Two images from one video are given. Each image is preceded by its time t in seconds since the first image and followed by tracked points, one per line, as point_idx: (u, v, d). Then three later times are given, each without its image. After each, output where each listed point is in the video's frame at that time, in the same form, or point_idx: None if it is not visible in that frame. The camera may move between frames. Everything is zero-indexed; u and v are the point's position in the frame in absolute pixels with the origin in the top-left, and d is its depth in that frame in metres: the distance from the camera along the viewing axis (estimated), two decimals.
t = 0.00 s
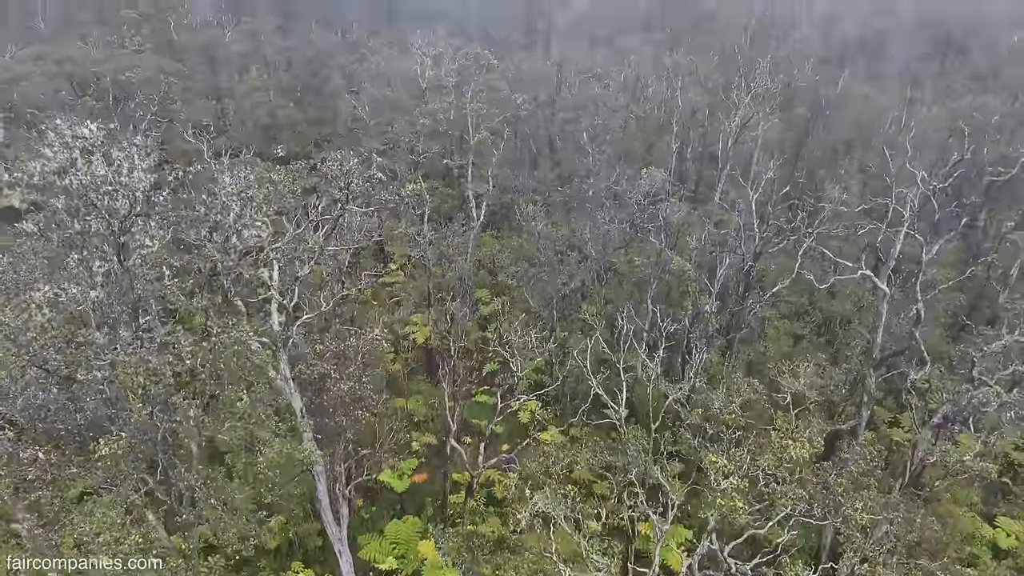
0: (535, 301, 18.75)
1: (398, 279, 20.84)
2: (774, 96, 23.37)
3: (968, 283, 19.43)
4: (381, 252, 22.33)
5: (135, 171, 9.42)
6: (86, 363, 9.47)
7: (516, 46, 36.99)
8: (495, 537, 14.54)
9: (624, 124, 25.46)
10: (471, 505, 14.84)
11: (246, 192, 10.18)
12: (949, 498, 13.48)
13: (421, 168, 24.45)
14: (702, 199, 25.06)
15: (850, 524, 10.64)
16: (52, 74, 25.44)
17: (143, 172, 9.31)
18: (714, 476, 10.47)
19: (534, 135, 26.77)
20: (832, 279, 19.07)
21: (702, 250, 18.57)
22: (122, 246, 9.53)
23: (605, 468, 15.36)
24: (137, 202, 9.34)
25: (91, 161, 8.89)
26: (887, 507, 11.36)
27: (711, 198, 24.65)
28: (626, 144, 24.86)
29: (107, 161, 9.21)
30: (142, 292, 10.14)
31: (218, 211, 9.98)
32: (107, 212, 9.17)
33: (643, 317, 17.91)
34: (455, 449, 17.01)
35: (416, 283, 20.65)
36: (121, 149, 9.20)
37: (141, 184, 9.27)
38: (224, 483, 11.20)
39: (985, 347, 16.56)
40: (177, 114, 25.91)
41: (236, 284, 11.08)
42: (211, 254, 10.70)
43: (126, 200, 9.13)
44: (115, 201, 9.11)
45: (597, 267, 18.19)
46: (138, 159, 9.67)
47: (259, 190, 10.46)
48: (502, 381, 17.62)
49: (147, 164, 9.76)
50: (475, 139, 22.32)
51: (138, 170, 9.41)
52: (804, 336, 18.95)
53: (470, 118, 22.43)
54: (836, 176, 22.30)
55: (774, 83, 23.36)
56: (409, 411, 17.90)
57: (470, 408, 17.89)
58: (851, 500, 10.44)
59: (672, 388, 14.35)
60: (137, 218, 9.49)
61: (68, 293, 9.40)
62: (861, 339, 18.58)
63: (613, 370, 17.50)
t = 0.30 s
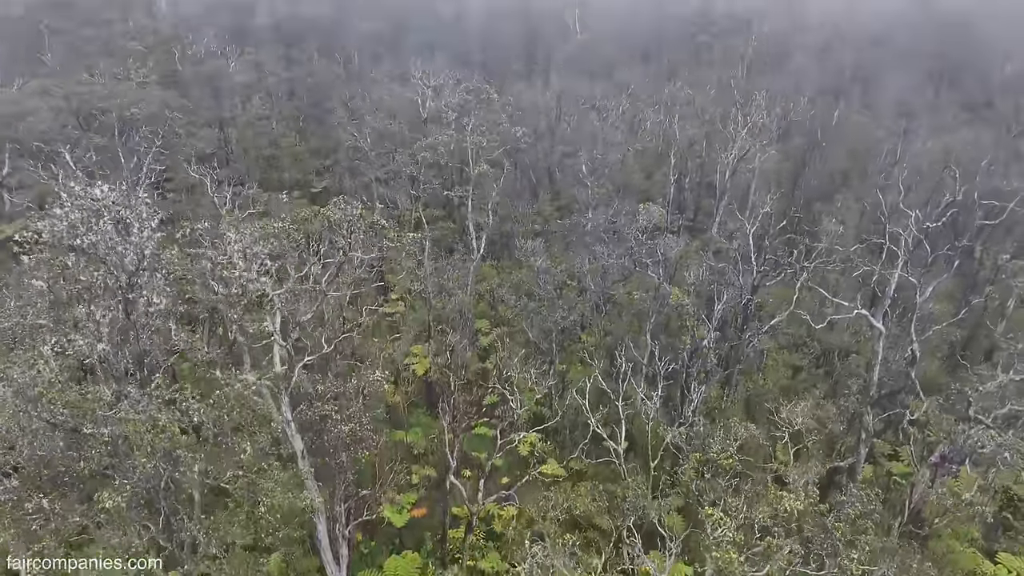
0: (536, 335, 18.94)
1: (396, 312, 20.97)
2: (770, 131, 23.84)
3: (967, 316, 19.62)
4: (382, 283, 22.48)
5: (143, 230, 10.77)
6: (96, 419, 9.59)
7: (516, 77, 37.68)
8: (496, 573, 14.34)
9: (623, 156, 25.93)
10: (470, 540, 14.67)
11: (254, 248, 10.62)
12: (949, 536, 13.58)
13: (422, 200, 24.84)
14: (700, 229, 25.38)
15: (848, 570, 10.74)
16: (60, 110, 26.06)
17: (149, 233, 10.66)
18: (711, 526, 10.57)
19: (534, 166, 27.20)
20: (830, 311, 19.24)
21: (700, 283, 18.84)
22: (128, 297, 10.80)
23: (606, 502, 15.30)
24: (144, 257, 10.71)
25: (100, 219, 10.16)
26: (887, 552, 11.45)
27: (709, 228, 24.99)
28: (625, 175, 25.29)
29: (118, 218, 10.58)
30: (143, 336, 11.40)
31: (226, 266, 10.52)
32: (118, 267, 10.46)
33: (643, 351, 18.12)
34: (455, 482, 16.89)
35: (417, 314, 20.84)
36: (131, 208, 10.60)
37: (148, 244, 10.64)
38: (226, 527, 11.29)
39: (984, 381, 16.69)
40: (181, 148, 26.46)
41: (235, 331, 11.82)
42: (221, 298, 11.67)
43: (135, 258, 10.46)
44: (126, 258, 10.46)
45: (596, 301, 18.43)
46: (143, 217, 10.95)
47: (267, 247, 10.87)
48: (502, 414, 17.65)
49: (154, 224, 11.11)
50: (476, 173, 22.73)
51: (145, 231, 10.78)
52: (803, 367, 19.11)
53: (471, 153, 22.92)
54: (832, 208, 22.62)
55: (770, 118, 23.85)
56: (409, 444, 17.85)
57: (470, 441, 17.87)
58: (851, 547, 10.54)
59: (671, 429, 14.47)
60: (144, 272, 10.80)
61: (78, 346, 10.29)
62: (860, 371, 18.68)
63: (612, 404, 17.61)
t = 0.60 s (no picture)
0: (535, 368, 19.07)
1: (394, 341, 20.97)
2: (766, 163, 24.34)
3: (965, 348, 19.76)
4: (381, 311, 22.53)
5: (144, 287, 12.17)
6: (95, 472, 10.33)
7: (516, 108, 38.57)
8: None
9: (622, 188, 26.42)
10: None
11: (256, 303, 11.86)
12: None
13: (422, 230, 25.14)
14: (698, 259, 25.64)
15: None
16: (64, 142, 26.51)
17: (149, 289, 12.00)
18: None
19: (534, 196, 27.56)
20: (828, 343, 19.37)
21: (697, 317, 19.03)
22: (130, 349, 11.98)
23: (604, 538, 15.17)
24: (145, 312, 12.02)
25: (104, 275, 11.38)
26: None
27: (706, 259, 25.25)
28: (623, 206, 25.62)
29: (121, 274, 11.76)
30: (144, 382, 12.58)
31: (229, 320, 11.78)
32: (121, 320, 11.70)
33: (639, 385, 18.24)
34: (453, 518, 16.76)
35: (416, 346, 21.13)
36: (132, 266, 11.86)
37: (148, 300, 11.97)
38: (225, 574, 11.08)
39: (982, 415, 16.77)
40: (183, 179, 26.85)
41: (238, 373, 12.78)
42: (222, 343, 12.85)
43: (136, 313, 11.73)
44: (128, 312, 11.70)
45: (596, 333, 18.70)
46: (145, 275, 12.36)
47: (268, 301, 12.04)
48: (500, 448, 17.61)
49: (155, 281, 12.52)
50: (477, 204, 23.13)
51: (144, 288, 12.07)
52: (802, 398, 19.24)
53: (470, 186, 23.30)
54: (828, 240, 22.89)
55: (765, 151, 24.37)
56: (406, 477, 17.78)
57: (469, 475, 17.82)
58: None
59: (670, 472, 14.55)
60: (144, 324, 12.07)
61: (83, 395, 11.27)
62: (858, 404, 18.76)
63: (612, 436, 17.64)
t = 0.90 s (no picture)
0: (534, 402, 19.21)
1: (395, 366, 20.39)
2: (763, 195, 24.68)
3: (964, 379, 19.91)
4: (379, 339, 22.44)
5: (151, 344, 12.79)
6: (98, 525, 11.21)
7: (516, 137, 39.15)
8: None
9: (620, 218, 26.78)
10: None
11: (258, 360, 13.01)
12: None
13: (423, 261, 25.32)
14: (697, 289, 25.80)
15: None
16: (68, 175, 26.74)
17: (154, 344, 12.66)
18: None
19: (533, 226, 27.82)
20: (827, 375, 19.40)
21: (696, 350, 19.12)
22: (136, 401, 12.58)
23: None
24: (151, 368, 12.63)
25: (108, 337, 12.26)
26: None
27: (705, 288, 25.40)
28: (621, 237, 25.85)
29: (124, 333, 12.61)
30: (149, 435, 12.83)
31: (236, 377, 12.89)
32: (127, 374, 12.46)
33: (640, 418, 18.33)
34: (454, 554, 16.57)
35: (416, 377, 21.15)
36: (136, 324, 12.71)
37: (152, 354, 12.57)
38: None
39: (981, 449, 16.92)
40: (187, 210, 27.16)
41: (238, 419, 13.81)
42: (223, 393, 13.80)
43: (140, 368, 12.37)
44: (132, 368, 12.42)
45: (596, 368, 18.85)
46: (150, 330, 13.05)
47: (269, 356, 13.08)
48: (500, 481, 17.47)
49: (160, 336, 13.21)
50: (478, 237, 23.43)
51: (149, 342, 12.77)
52: (802, 430, 19.32)
53: (471, 218, 23.54)
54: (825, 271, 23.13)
55: (762, 183, 24.72)
56: (407, 512, 17.62)
57: (469, 509, 17.68)
58: None
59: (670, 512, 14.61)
60: (149, 377, 12.70)
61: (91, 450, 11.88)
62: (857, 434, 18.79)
63: (613, 470, 17.60)
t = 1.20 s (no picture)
0: (534, 437, 19.29)
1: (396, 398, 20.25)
2: (759, 228, 24.99)
3: (963, 411, 19.95)
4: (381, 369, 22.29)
5: (155, 399, 13.31)
6: None
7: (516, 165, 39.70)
8: None
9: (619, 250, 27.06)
10: None
11: (260, 415, 13.87)
12: None
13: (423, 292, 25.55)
14: (696, 319, 25.95)
15: None
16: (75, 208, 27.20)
17: (158, 402, 13.25)
18: None
19: (533, 256, 28.10)
20: (827, 407, 19.46)
21: (695, 385, 19.24)
22: (139, 456, 13.18)
23: None
24: (154, 423, 13.22)
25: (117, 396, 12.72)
26: None
27: (704, 319, 25.56)
28: (620, 267, 26.12)
29: (132, 390, 13.14)
30: (149, 487, 13.35)
31: (237, 430, 13.82)
32: (131, 429, 13.14)
33: (640, 455, 18.38)
34: None
35: (416, 409, 21.09)
36: (145, 382, 13.23)
37: (156, 411, 13.18)
38: None
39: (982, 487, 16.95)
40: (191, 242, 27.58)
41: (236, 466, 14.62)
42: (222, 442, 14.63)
43: (144, 425, 13.03)
44: (137, 424, 13.09)
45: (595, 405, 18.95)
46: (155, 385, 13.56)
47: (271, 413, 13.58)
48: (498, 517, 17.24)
49: (166, 390, 13.72)
50: (477, 270, 23.67)
51: (155, 399, 13.29)
52: (804, 464, 19.31)
53: (471, 251, 23.81)
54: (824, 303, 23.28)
55: (759, 216, 25.05)
56: (407, 547, 17.42)
57: (470, 546, 17.42)
58: None
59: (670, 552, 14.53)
60: (153, 431, 13.31)
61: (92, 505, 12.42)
62: (857, 467, 18.79)
63: (613, 506, 17.52)
